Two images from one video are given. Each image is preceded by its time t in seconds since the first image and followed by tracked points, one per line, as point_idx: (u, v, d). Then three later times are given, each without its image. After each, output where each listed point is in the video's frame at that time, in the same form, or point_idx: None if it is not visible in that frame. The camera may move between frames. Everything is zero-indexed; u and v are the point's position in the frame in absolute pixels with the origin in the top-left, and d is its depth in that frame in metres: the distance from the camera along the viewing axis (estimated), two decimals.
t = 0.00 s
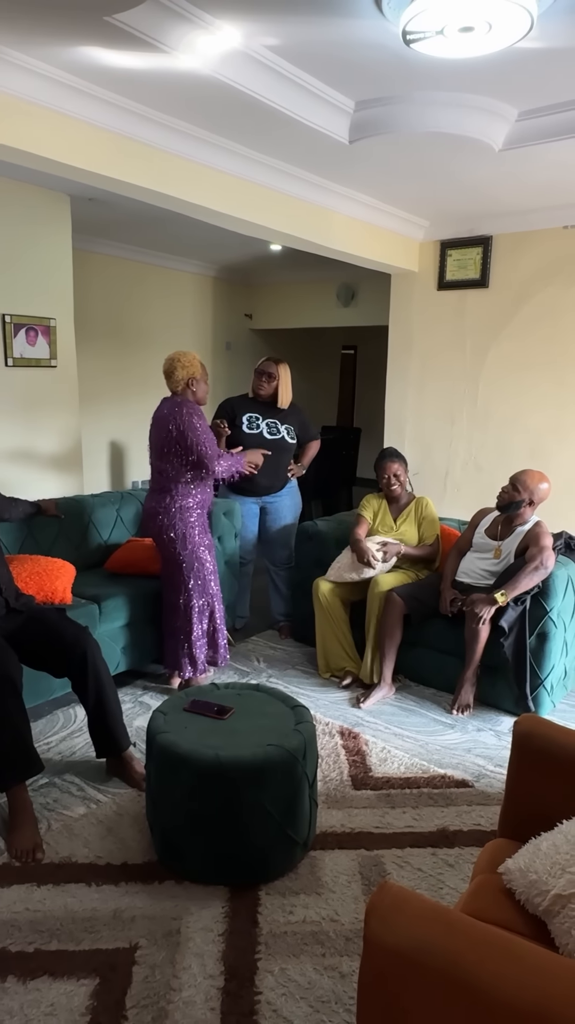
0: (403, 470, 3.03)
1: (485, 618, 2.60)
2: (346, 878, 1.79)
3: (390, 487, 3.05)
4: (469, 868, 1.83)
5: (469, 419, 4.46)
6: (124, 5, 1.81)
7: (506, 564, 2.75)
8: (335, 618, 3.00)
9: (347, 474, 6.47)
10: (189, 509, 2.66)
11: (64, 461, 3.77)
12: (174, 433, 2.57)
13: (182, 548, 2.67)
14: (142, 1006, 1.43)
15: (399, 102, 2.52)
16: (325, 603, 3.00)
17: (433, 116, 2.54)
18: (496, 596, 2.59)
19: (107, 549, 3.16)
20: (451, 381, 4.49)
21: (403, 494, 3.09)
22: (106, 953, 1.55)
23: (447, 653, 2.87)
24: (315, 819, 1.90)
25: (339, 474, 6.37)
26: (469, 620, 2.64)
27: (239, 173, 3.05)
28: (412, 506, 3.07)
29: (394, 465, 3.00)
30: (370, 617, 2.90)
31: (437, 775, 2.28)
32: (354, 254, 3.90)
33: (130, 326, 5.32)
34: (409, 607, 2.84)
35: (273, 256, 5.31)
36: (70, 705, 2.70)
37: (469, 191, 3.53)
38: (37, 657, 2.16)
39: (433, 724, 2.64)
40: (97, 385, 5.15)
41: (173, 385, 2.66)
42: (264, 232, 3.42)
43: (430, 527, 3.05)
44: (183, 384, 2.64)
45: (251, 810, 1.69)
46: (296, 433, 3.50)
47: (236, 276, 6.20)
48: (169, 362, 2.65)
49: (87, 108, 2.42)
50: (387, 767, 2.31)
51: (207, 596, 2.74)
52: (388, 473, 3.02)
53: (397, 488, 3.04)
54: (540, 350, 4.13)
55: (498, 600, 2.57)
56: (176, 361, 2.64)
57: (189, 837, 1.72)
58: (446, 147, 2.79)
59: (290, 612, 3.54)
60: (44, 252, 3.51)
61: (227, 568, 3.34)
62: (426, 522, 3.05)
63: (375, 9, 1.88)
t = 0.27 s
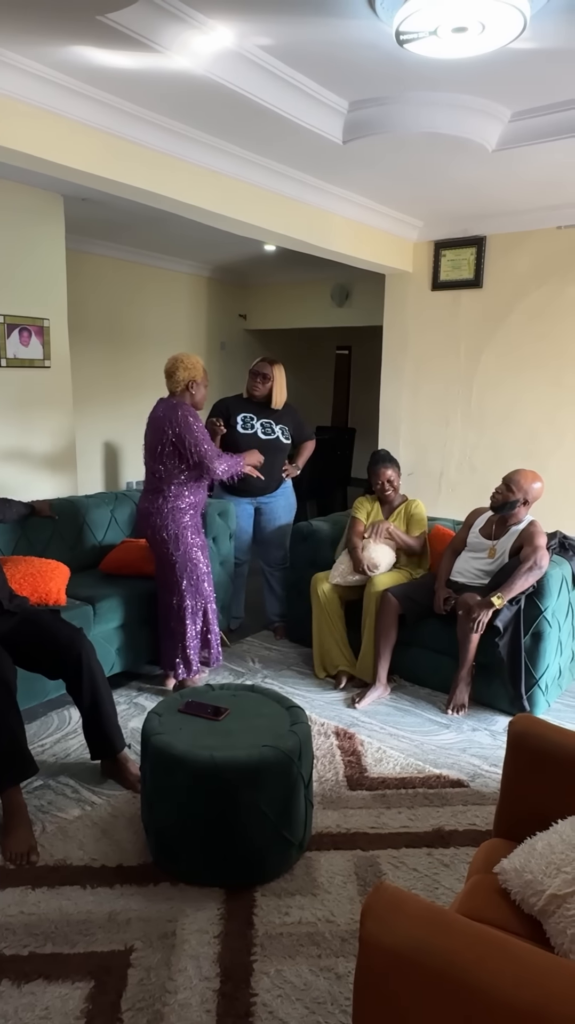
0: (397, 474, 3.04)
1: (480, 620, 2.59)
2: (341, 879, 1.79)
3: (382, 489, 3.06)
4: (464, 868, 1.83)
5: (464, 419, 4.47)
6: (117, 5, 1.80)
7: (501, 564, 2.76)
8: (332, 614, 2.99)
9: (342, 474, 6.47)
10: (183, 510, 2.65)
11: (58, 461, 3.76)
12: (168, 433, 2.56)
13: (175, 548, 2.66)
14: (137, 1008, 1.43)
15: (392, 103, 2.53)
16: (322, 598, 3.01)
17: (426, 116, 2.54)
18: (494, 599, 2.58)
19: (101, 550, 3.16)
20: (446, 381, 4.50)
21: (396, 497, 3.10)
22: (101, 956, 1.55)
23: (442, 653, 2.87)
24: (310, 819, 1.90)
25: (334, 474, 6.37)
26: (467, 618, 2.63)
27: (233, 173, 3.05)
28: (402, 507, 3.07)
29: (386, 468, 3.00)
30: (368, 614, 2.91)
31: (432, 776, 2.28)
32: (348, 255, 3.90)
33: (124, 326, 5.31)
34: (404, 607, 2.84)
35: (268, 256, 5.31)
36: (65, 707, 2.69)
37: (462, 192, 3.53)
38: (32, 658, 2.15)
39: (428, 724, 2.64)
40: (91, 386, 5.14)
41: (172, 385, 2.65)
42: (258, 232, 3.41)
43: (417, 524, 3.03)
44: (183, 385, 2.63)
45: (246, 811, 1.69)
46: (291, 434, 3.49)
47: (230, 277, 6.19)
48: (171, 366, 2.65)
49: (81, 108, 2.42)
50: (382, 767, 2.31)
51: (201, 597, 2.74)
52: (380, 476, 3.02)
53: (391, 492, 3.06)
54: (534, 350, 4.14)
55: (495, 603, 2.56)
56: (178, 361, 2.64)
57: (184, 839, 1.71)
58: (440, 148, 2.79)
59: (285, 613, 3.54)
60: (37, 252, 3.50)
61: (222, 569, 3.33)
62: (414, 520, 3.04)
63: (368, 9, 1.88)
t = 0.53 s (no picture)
0: (390, 476, 3.04)
1: (475, 620, 2.59)
2: (338, 879, 1.79)
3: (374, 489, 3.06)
4: (461, 868, 1.83)
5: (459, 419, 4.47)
6: (111, 4, 1.80)
7: (497, 564, 2.76)
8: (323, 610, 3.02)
9: (337, 474, 6.47)
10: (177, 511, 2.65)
11: (54, 462, 3.75)
12: (162, 434, 2.56)
13: (166, 549, 2.66)
14: (134, 1011, 1.42)
15: (388, 104, 2.53)
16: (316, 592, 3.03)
17: (421, 116, 2.54)
18: (489, 599, 2.58)
19: (97, 551, 3.15)
20: (441, 381, 4.50)
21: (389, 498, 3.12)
22: (97, 958, 1.54)
23: (438, 654, 2.87)
24: (307, 820, 1.90)
25: (329, 475, 6.37)
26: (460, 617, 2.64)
27: (229, 173, 3.05)
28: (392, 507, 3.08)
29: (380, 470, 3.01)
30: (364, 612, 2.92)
31: (429, 776, 2.28)
32: (343, 255, 3.90)
33: (119, 327, 5.30)
34: (400, 607, 2.84)
35: (263, 257, 5.31)
36: (61, 708, 2.68)
37: (457, 192, 3.53)
38: (27, 659, 2.14)
39: (425, 724, 2.64)
40: (86, 386, 5.13)
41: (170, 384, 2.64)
42: (253, 232, 3.41)
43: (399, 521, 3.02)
44: (180, 385, 2.62)
45: (243, 812, 1.68)
46: (287, 435, 3.49)
47: (225, 277, 6.19)
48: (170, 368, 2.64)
49: (75, 108, 2.41)
50: (378, 768, 2.31)
51: (194, 598, 2.73)
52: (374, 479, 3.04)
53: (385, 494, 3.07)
54: (529, 351, 4.14)
55: (490, 602, 2.56)
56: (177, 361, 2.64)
57: (181, 840, 1.71)
58: (434, 148, 2.79)
59: (281, 614, 3.54)
60: (32, 252, 3.49)
61: (218, 570, 3.33)
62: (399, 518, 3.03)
63: (363, 9, 1.88)
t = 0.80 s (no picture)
0: (377, 476, 3.03)
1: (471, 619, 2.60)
2: (335, 880, 1.79)
3: (359, 488, 3.05)
4: (457, 869, 1.83)
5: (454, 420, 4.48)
6: (105, 4, 1.79)
7: (492, 564, 2.76)
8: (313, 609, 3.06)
9: (333, 475, 6.47)
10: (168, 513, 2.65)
11: (48, 463, 3.74)
12: (154, 436, 2.57)
13: (152, 549, 2.66)
14: (130, 1014, 1.42)
15: (383, 105, 2.53)
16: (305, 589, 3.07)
17: (416, 116, 2.54)
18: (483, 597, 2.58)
19: (92, 553, 3.14)
20: (436, 382, 4.51)
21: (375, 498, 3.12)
22: (93, 961, 1.54)
23: (434, 654, 2.87)
24: (303, 821, 1.89)
25: (325, 475, 6.37)
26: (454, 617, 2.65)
27: (223, 173, 3.04)
28: (379, 507, 3.08)
29: (366, 472, 3.00)
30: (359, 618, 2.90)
31: (425, 776, 2.28)
32: (337, 256, 3.90)
33: (114, 327, 5.28)
34: (396, 607, 2.85)
35: (258, 257, 5.30)
36: (56, 710, 2.67)
37: (453, 192, 3.54)
38: (22, 661, 2.13)
39: (420, 724, 2.65)
40: (81, 386, 5.12)
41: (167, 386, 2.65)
42: (248, 233, 3.41)
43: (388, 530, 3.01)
44: (175, 386, 2.62)
45: (238, 813, 1.68)
46: (282, 435, 3.49)
47: (220, 278, 6.18)
48: (168, 369, 2.64)
49: (69, 108, 2.40)
50: (374, 768, 2.31)
51: (183, 599, 2.73)
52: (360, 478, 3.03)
53: (370, 494, 3.07)
54: (524, 351, 4.15)
55: (485, 600, 2.57)
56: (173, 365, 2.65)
57: (176, 842, 1.71)
58: (428, 149, 2.79)
59: (276, 614, 3.53)
60: (26, 252, 3.48)
61: (214, 571, 3.32)
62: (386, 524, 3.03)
63: (358, 9, 1.88)
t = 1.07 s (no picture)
0: (364, 477, 3.01)
1: (468, 619, 2.59)
2: (332, 881, 1.79)
3: (346, 489, 3.03)
4: (454, 869, 1.83)
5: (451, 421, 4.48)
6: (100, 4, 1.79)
7: (489, 564, 2.77)
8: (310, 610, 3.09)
9: (329, 475, 6.47)
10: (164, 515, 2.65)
11: (44, 464, 3.73)
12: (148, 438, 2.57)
13: (147, 550, 2.66)
14: (126, 1017, 1.41)
15: (379, 105, 2.53)
16: (301, 588, 3.08)
17: (412, 116, 2.54)
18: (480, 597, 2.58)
19: (88, 554, 3.14)
20: (433, 382, 4.51)
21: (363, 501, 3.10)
22: (89, 964, 1.53)
23: (431, 654, 2.87)
24: (299, 822, 1.89)
25: (321, 476, 6.37)
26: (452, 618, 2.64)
27: (219, 174, 3.04)
28: (367, 510, 3.07)
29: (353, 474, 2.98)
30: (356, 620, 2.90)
31: (422, 777, 2.28)
32: (333, 256, 3.91)
33: (110, 327, 5.27)
34: (392, 608, 2.85)
35: (254, 257, 5.30)
36: (52, 712, 2.67)
37: (449, 193, 3.53)
38: (17, 662, 2.13)
39: (417, 725, 2.64)
40: (77, 387, 5.11)
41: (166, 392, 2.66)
42: (244, 233, 3.40)
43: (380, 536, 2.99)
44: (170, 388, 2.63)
45: (234, 815, 1.68)
46: (278, 436, 3.49)
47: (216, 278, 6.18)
48: (167, 370, 2.63)
49: (65, 108, 2.40)
50: (371, 769, 2.31)
51: (178, 601, 2.73)
52: (348, 480, 3.01)
53: (357, 496, 3.05)
54: (520, 352, 4.16)
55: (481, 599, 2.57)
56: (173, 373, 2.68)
57: (172, 844, 1.70)
58: (424, 150, 2.79)
59: (273, 615, 3.53)
60: (21, 251, 3.47)
61: (210, 571, 3.32)
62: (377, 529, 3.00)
63: (354, 10, 1.88)
